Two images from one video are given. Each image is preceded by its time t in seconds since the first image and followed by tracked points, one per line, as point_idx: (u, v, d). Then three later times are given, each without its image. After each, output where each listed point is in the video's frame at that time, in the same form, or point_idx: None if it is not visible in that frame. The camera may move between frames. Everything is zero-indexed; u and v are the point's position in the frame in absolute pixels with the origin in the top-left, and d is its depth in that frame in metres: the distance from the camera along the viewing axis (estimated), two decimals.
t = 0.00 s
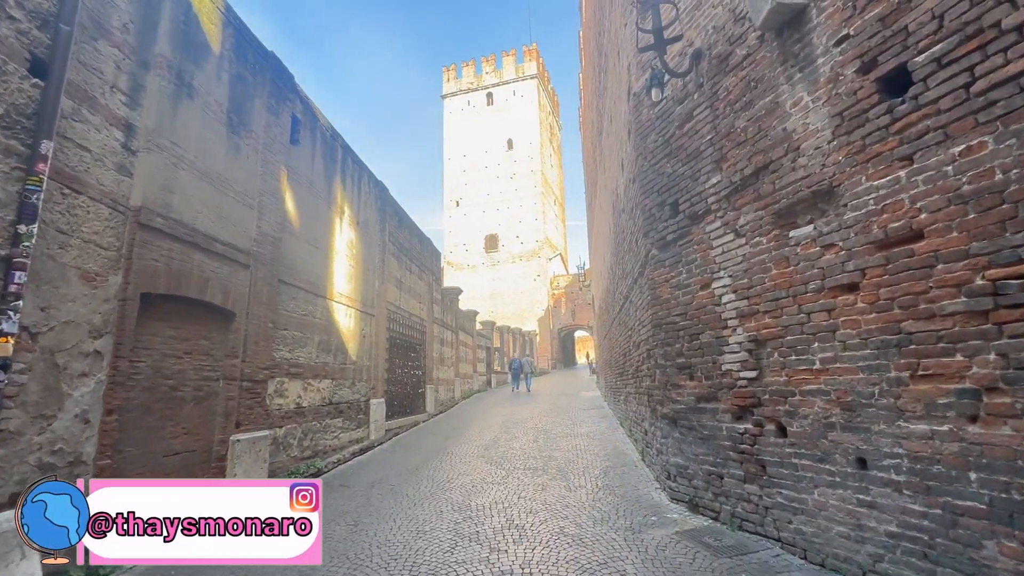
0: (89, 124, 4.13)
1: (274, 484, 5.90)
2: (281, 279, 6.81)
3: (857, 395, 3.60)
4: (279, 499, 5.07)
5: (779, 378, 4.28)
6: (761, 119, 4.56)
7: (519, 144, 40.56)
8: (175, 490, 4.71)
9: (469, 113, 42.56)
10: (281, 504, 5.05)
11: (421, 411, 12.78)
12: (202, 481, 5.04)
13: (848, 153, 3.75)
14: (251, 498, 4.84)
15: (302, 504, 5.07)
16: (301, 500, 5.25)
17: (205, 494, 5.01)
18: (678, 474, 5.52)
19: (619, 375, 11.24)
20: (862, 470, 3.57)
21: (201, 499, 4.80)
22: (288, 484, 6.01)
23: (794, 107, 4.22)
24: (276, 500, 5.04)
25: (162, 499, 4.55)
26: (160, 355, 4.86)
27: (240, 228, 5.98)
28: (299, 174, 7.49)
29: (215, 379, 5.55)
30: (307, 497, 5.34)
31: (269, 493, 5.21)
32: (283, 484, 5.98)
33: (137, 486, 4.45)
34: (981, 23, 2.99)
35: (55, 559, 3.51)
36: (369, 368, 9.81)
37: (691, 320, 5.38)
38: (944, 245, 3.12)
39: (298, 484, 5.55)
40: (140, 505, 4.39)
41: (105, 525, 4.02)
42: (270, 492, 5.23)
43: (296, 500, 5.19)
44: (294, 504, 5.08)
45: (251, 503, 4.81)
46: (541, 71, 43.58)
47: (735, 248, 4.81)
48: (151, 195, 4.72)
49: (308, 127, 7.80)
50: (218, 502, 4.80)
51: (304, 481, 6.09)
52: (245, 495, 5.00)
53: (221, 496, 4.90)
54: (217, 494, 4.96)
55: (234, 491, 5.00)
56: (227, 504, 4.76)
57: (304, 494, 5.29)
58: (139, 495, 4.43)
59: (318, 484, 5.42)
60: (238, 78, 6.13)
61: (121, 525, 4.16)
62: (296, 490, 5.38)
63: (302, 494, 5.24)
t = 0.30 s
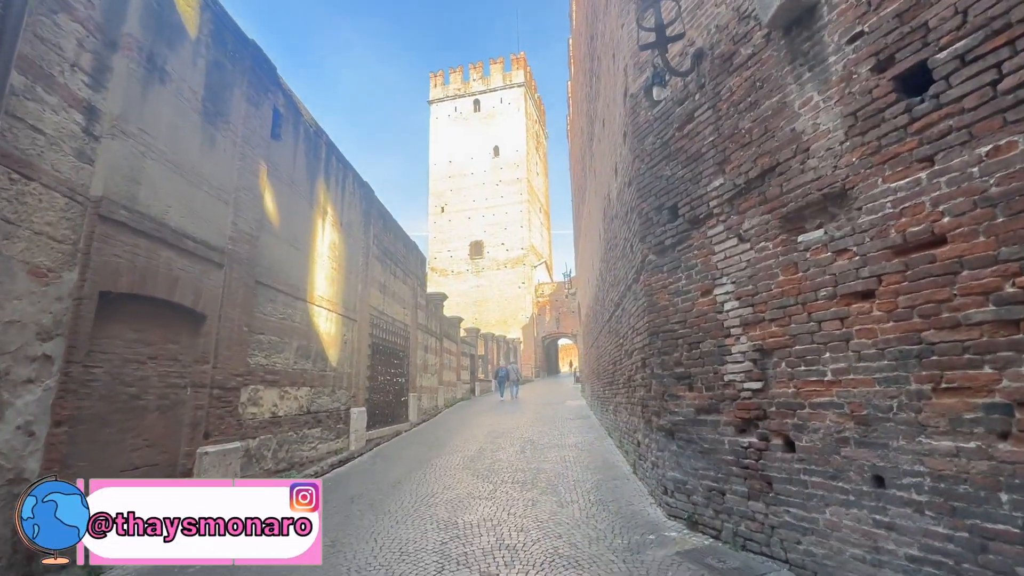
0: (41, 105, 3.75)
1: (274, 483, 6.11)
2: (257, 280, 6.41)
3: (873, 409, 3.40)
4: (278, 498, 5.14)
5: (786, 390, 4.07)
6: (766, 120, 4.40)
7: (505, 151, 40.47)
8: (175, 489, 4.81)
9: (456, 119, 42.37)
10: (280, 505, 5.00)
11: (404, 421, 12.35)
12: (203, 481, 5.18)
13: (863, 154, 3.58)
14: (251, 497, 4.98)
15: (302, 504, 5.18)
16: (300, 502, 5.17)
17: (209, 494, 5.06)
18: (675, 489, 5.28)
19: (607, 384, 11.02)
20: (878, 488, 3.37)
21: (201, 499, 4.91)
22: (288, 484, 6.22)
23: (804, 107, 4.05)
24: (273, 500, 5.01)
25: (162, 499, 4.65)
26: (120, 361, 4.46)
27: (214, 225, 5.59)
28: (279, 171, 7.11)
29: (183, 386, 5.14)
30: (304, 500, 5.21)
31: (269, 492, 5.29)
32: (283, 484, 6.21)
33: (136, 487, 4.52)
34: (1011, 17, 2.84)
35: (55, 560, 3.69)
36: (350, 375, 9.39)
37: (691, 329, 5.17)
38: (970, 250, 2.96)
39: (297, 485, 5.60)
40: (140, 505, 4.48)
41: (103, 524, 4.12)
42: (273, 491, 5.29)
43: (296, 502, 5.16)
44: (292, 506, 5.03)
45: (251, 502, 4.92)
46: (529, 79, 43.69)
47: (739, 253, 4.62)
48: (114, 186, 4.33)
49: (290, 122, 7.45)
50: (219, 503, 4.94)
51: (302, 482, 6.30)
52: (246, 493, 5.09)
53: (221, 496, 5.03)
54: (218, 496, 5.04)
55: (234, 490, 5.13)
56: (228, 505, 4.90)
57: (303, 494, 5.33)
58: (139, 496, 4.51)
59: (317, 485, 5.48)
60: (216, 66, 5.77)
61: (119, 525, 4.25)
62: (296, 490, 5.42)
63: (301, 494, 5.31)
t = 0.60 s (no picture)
0: None
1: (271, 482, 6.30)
2: (236, 278, 6.07)
3: (888, 416, 3.25)
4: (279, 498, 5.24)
5: (793, 396, 3.91)
6: (772, 116, 4.26)
7: (493, 154, 40.29)
8: (178, 489, 4.85)
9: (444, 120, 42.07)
10: (281, 505, 5.12)
11: (388, 425, 11.99)
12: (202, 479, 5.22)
13: (877, 150, 3.44)
14: (252, 495, 5.02)
15: (301, 504, 5.24)
16: (300, 502, 5.26)
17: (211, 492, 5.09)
18: (673, 498, 5.08)
19: (597, 388, 10.83)
20: (893, 501, 3.21)
21: (202, 497, 4.94)
22: (287, 484, 6.30)
23: (813, 102, 3.91)
24: (273, 500, 5.04)
25: (164, 498, 4.66)
26: (82, 362, 4.11)
27: (190, 218, 5.26)
28: (260, 163, 6.77)
29: (152, 390, 4.79)
30: (305, 501, 5.30)
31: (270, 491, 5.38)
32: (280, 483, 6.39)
33: (138, 488, 4.54)
34: None
35: (57, 560, 3.78)
36: (333, 378, 9.04)
37: (690, 332, 4.99)
38: (994, 250, 2.83)
39: (298, 484, 5.65)
40: (140, 504, 4.48)
41: (103, 524, 4.18)
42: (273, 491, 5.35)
43: (296, 502, 5.24)
44: (293, 505, 5.16)
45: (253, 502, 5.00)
46: (518, 82, 43.65)
47: (743, 254, 4.46)
48: (78, 171, 3.99)
49: (272, 113, 7.12)
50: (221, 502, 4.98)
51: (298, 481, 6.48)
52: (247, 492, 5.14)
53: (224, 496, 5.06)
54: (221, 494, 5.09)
55: (234, 488, 5.20)
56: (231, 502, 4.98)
57: (304, 495, 5.39)
58: (140, 496, 4.53)
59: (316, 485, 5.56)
60: (194, 50, 5.45)
61: (119, 525, 4.30)
62: (296, 489, 5.49)
63: (301, 494, 5.37)
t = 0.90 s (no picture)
0: None
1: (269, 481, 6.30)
2: (212, 268, 5.71)
3: (909, 415, 3.06)
4: (279, 498, 5.25)
5: (804, 394, 3.71)
6: (781, 100, 4.06)
7: (482, 152, 39.95)
8: (173, 490, 4.82)
9: (433, 117, 41.61)
10: (281, 505, 5.13)
11: (374, 425, 11.64)
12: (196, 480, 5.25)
13: (897, 133, 3.25)
14: (252, 496, 5.05)
15: (301, 504, 5.25)
16: (300, 503, 5.28)
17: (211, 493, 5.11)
18: (673, 500, 4.86)
19: (589, 387, 10.62)
20: (915, 505, 3.02)
21: (200, 498, 4.95)
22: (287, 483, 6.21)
23: (827, 83, 3.71)
24: (276, 497, 5.13)
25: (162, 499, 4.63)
26: (34, 356, 3.75)
27: (161, 202, 4.90)
28: (240, 148, 6.41)
29: (118, 387, 4.44)
30: (305, 501, 5.35)
31: (270, 492, 5.41)
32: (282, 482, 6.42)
33: (138, 488, 4.49)
34: None
35: (56, 560, 3.73)
36: (316, 376, 8.69)
37: (693, 327, 4.78)
38: None
39: (297, 484, 5.70)
40: (140, 505, 4.44)
41: (104, 524, 4.14)
42: (274, 491, 5.40)
43: (296, 502, 5.25)
44: (293, 506, 5.16)
45: (253, 502, 5.03)
46: (508, 80, 43.37)
47: (749, 245, 4.25)
48: (31, 146, 3.63)
49: (253, 95, 6.75)
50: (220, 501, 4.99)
51: (298, 480, 6.50)
52: (248, 494, 5.18)
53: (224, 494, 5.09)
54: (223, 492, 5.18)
55: (233, 488, 5.23)
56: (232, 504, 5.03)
57: (303, 495, 5.44)
58: (140, 496, 4.48)
59: (316, 485, 5.65)
60: (167, 23, 5.08)
61: (119, 525, 4.25)
62: (296, 489, 5.54)
63: (301, 494, 5.42)
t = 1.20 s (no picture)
0: None
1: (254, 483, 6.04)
2: (189, 260, 5.36)
3: (939, 421, 2.86)
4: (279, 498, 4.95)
5: (820, 397, 3.49)
6: (797, 85, 3.84)
7: (473, 147, 39.54)
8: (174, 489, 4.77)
9: (423, 112, 41.07)
10: (282, 504, 4.85)
11: (361, 424, 11.30)
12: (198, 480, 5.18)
13: (926, 119, 3.05)
14: (252, 494, 4.82)
15: (301, 504, 4.95)
16: (301, 502, 4.99)
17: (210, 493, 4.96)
18: (676, 506, 4.64)
19: (583, 386, 10.39)
20: (944, 516, 2.83)
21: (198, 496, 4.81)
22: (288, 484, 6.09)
23: (848, 68, 3.50)
24: (274, 497, 4.90)
25: (160, 499, 4.57)
26: None
27: (131, 188, 4.55)
28: (220, 133, 6.05)
29: (82, 387, 4.10)
30: (306, 500, 5.05)
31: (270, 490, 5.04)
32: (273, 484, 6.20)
33: (135, 488, 4.42)
34: None
35: (55, 560, 3.75)
36: (301, 374, 8.34)
37: (698, 325, 4.56)
38: None
39: (297, 483, 5.31)
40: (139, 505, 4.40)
41: (104, 524, 4.10)
42: (272, 488, 5.13)
43: (297, 501, 4.97)
44: (292, 506, 4.87)
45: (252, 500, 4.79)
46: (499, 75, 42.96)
47: (761, 239, 4.03)
48: None
49: (234, 78, 6.39)
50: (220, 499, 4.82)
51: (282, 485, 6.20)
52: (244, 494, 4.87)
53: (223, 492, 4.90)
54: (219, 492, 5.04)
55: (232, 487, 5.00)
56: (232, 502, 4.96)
57: (304, 494, 5.10)
58: (138, 496, 4.42)
59: (318, 484, 5.28)
60: None
61: (118, 525, 4.20)
62: (297, 487, 5.20)
63: (301, 494, 5.10)
